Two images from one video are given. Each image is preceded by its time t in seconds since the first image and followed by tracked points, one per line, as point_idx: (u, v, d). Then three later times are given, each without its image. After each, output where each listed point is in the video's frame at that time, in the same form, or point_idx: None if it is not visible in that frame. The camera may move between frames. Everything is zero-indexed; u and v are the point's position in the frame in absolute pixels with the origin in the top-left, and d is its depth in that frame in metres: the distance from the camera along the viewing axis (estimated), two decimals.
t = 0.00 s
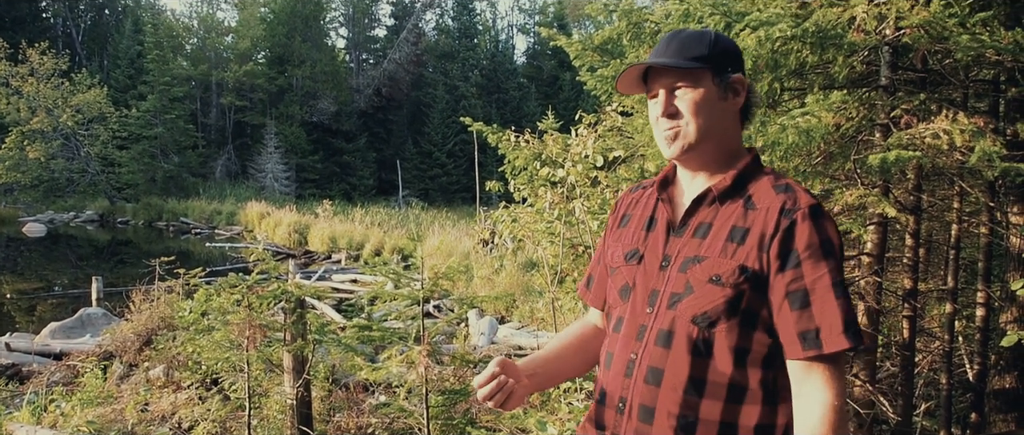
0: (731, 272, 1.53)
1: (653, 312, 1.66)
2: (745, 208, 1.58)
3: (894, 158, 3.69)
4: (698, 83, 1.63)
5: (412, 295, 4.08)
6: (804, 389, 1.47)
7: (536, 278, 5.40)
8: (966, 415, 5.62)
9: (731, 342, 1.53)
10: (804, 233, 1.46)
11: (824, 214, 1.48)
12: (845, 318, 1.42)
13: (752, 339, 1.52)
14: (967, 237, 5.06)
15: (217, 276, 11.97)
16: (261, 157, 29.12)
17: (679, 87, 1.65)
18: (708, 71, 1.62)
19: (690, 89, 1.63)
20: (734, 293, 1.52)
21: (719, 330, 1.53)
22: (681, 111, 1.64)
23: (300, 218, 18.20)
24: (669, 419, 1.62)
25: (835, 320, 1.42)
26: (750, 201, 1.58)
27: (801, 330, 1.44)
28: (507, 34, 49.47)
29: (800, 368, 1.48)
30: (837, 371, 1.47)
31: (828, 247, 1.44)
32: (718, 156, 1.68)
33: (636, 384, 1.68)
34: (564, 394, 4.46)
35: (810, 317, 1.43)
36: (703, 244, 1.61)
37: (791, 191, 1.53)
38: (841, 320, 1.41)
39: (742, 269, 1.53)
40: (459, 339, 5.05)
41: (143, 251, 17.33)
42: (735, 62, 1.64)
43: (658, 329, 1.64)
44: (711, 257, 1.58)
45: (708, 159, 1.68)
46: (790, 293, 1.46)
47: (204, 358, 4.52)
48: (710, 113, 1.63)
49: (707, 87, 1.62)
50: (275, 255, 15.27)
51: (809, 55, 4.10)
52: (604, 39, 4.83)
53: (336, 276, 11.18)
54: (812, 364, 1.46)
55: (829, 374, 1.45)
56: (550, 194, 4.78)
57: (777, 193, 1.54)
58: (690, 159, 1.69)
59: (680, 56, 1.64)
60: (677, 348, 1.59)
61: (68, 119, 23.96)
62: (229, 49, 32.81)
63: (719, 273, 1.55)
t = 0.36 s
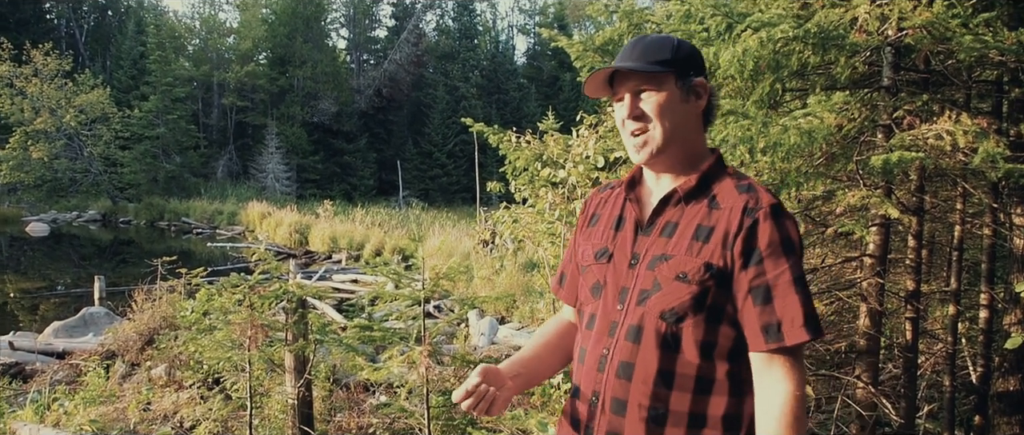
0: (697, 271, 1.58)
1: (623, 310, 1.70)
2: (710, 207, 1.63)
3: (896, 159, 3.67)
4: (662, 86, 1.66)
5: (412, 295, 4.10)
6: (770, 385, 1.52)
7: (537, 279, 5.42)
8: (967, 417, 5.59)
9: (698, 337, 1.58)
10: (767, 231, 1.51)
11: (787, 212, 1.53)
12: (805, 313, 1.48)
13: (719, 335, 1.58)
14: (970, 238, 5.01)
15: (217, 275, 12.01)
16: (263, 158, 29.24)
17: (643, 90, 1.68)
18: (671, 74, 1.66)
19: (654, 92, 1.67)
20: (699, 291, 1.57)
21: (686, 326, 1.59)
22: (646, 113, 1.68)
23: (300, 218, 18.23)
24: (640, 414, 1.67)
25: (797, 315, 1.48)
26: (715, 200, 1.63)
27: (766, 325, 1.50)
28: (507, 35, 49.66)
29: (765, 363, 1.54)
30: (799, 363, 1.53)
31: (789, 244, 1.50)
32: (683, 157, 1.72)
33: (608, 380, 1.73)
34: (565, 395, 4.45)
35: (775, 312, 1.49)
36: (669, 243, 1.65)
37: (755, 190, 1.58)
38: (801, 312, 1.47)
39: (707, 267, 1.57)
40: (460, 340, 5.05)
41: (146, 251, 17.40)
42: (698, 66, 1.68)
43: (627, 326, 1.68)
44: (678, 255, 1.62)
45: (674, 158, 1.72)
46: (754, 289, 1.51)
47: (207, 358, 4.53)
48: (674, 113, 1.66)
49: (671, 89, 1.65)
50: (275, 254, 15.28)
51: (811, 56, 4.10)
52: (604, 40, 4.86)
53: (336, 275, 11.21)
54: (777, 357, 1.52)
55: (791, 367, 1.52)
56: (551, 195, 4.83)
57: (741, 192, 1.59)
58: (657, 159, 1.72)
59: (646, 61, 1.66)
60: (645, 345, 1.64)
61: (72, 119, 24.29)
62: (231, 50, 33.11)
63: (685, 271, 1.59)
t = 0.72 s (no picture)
0: (673, 261, 1.68)
1: (603, 301, 1.80)
2: (682, 202, 1.73)
3: (914, 155, 3.62)
4: (630, 89, 1.75)
5: (425, 291, 4.07)
6: (737, 364, 1.64)
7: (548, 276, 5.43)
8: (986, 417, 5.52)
9: (675, 324, 1.68)
10: (737, 223, 1.62)
11: (753, 207, 1.65)
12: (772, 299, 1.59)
13: (694, 322, 1.68)
14: (989, 236, 4.92)
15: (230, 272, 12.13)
16: (276, 155, 29.54)
17: (615, 93, 1.76)
18: (638, 76, 1.75)
19: (623, 95, 1.75)
20: (675, 280, 1.67)
21: (664, 315, 1.69)
22: (616, 114, 1.77)
23: (312, 215, 18.36)
24: (624, 399, 1.77)
25: (765, 302, 1.59)
26: (687, 195, 1.72)
27: (734, 310, 1.62)
28: (517, 31, 49.84)
29: (734, 347, 1.65)
30: (762, 347, 1.65)
31: (756, 235, 1.62)
32: (652, 156, 1.81)
33: (590, 367, 1.82)
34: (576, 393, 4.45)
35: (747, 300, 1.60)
36: (646, 237, 1.74)
37: (722, 185, 1.69)
38: (767, 300, 1.58)
39: (683, 258, 1.67)
40: (471, 337, 5.03)
41: (161, 247, 17.60)
42: (663, 69, 1.77)
43: (608, 317, 1.77)
44: (654, 248, 1.71)
45: (644, 159, 1.81)
46: (725, 278, 1.63)
47: (221, 353, 4.59)
48: (640, 117, 1.76)
49: (638, 92, 1.75)
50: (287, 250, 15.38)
51: (827, 51, 4.01)
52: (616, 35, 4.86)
53: (347, 272, 11.28)
54: (744, 341, 1.63)
55: (753, 353, 1.63)
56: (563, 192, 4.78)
57: (710, 188, 1.69)
58: (628, 159, 1.81)
59: (613, 64, 1.75)
60: (626, 334, 1.73)
61: (87, 117, 24.78)
62: (243, 47, 33.38)
63: (662, 263, 1.69)
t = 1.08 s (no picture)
0: (662, 260, 1.78)
1: (597, 300, 1.90)
2: (670, 202, 1.83)
3: (940, 151, 3.60)
4: (623, 92, 1.86)
5: (444, 289, 4.10)
6: (727, 354, 1.73)
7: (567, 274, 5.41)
8: (1012, 418, 5.44)
9: (667, 319, 1.79)
10: (721, 222, 1.74)
11: (735, 205, 1.76)
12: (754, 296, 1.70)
13: (683, 316, 1.79)
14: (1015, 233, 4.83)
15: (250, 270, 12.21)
16: (294, 153, 29.62)
17: (608, 96, 1.88)
18: (632, 81, 1.86)
19: (616, 97, 1.87)
20: (665, 278, 1.78)
21: (656, 310, 1.79)
22: (609, 114, 1.88)
23: (330, 213, 18.46)
24: (620, 393, 1.87)
25: (751, 294, 1.70)
26: (673, 196, 1.83)
27: (721, 303, 1.73)
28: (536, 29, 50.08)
29: (720, 337, 1.76)
30: (749, 338, 1.75)
31: (738, 231, 1.73)
32: (640, 158, 1.93)
33: (587, 363, 1.92)
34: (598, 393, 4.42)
35: (732, 293, 1.72)
36: (636, 237, 1.85)
37: (706, 185, 1.80)
38: (753, 293, 1.69)
39: (671, 256, 1.78)
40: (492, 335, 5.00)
41: (182, 245, 17.75)
42: (655, 75, 1.88)
43: (603, 315, 1.87)
44: (644, 248, 1.82)
45: (633, 159, 1.93)
46: (714, 273, 1.74)
47: (242, 349, 4.68)
48: (629, 119, 1.87)
49: (630, 95, 1.86)
50: (308, 249, 15.46)
51: (850, 46, 3.96)
52: (639, 32, 4.86)
53: (368, 271, 11.30)
54: (730, 334, 1.74)
55: (740, 343, 1.73)
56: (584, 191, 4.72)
57: (695, 187, 1.81)
58: (618, 156, 1.93)
59: (609, 68, 1.86)
60: (621, 331, 1.84)
61: (109, 116, 25.44)
62: (263, 47, 33.09)
63: (652, 262, 1.79)
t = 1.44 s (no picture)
0: (675, 253, 2.02)
1: (613, 294, 2.13)
2: (679, 198, 2.07)
3: (963, 149, 3.54)
4: (630, 94, 2.10)
5: (463, 288, 4.09)
6: (741, 338, 1.97)
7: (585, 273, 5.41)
8: None
9: (681, 309, 2.02)
10: (730, 214, 1.97)
11: (741, 198, 1.99)
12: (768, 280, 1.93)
13: (697, 305, 2.02)
14: None
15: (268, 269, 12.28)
16: (312, 153, 29.79)
17: (616, 99, 2.11)
18: (637, 82, 2.10)
19: (623, 99, 2.10)
20: (678, 270, 2.01)
21: (669, 301, 2.03)
22: (618, 116, 2.11)
23: (349, 212, 18.56)
24: (640, 379, 2.10)
25: (759, 280, 1.94)
26: (682, 193, 2.07)
27: (735, 292, 1.96)
28: (552, 27, 50.15)
29: (733, 321, 1.99)
30: (761, 323, 1.98)
31: (747, 222, 1.97)
32: (649, 157, 2.16)
33: (607, 355, 2.15)
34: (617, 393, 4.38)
35: (743, 280, 1.95)
36: (648, 232, 2.08)
37: (713, 180, 2.04)
38: (766, 280, 1.92)
39: (683, 248, 2.01)
40: (507, 334, 5.08)
41: (200, 244, 17.89)
42: (658, 77, 2.12)
43: (619, 307, 2.11)
44: (656, 242, 2.05)
45: (642, 160, 2.16)
46: (723, 263, 1.97)
47: (262, 348, 4.71)
48: (637, 121, 2.11)
49: (637, 96, 2.09)
50: (327, 248, 15.53)
51: (872, 44, 3.94)
52: (658, 30, 4.87)
53: (385, 269, 11.35)
54: (740, 318, 1.97)
55: (756, 328, 1.96)
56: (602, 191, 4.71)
57: (703, 182, 2.04)
58: (628, 156, 2.16)
59: (615, 72, 2.10)
60: (638, 321, 2.07)
61: (130, 116, 25.61)
62: (281, 47, 33.48)
63: (665, 255, 2.03)
